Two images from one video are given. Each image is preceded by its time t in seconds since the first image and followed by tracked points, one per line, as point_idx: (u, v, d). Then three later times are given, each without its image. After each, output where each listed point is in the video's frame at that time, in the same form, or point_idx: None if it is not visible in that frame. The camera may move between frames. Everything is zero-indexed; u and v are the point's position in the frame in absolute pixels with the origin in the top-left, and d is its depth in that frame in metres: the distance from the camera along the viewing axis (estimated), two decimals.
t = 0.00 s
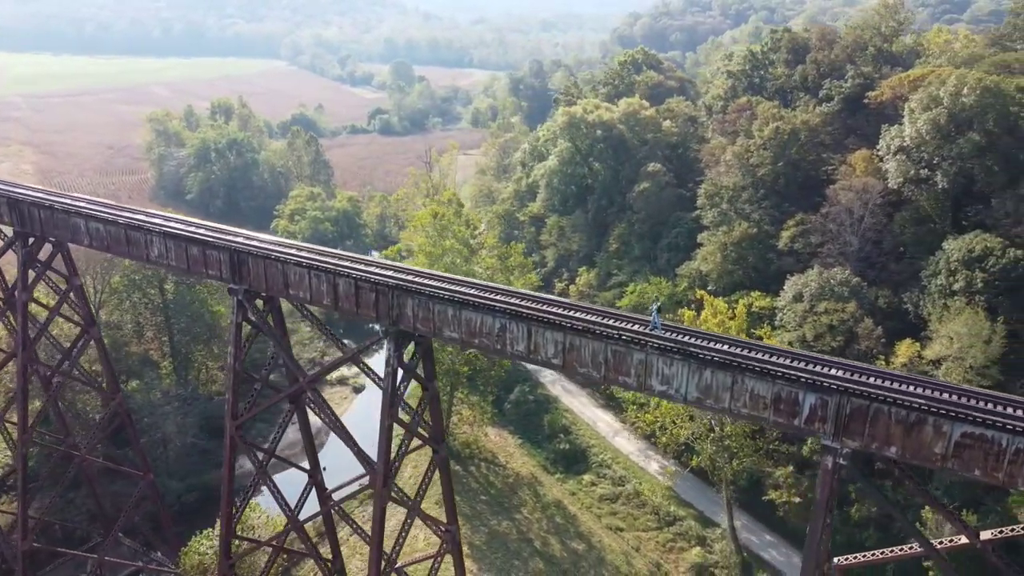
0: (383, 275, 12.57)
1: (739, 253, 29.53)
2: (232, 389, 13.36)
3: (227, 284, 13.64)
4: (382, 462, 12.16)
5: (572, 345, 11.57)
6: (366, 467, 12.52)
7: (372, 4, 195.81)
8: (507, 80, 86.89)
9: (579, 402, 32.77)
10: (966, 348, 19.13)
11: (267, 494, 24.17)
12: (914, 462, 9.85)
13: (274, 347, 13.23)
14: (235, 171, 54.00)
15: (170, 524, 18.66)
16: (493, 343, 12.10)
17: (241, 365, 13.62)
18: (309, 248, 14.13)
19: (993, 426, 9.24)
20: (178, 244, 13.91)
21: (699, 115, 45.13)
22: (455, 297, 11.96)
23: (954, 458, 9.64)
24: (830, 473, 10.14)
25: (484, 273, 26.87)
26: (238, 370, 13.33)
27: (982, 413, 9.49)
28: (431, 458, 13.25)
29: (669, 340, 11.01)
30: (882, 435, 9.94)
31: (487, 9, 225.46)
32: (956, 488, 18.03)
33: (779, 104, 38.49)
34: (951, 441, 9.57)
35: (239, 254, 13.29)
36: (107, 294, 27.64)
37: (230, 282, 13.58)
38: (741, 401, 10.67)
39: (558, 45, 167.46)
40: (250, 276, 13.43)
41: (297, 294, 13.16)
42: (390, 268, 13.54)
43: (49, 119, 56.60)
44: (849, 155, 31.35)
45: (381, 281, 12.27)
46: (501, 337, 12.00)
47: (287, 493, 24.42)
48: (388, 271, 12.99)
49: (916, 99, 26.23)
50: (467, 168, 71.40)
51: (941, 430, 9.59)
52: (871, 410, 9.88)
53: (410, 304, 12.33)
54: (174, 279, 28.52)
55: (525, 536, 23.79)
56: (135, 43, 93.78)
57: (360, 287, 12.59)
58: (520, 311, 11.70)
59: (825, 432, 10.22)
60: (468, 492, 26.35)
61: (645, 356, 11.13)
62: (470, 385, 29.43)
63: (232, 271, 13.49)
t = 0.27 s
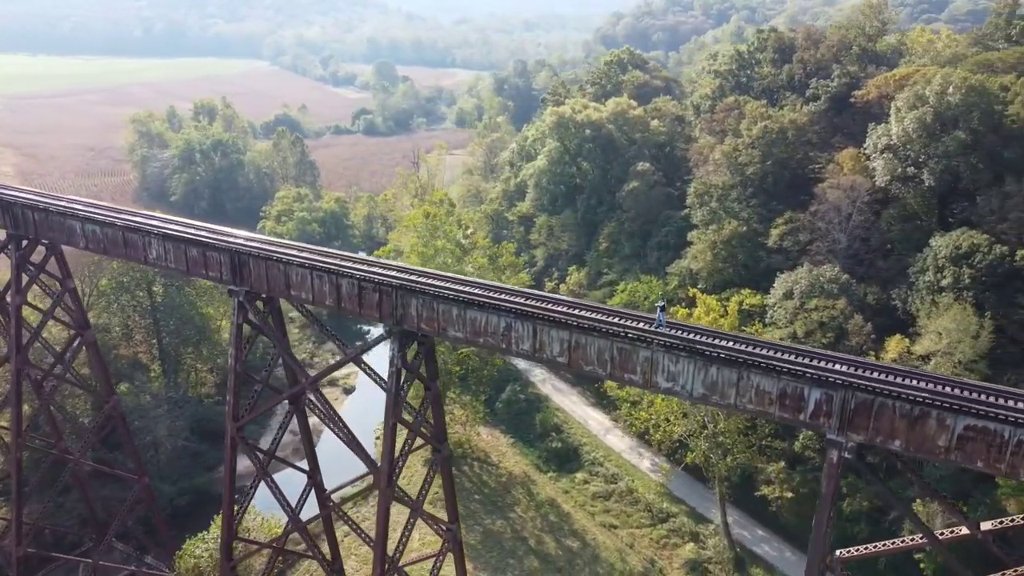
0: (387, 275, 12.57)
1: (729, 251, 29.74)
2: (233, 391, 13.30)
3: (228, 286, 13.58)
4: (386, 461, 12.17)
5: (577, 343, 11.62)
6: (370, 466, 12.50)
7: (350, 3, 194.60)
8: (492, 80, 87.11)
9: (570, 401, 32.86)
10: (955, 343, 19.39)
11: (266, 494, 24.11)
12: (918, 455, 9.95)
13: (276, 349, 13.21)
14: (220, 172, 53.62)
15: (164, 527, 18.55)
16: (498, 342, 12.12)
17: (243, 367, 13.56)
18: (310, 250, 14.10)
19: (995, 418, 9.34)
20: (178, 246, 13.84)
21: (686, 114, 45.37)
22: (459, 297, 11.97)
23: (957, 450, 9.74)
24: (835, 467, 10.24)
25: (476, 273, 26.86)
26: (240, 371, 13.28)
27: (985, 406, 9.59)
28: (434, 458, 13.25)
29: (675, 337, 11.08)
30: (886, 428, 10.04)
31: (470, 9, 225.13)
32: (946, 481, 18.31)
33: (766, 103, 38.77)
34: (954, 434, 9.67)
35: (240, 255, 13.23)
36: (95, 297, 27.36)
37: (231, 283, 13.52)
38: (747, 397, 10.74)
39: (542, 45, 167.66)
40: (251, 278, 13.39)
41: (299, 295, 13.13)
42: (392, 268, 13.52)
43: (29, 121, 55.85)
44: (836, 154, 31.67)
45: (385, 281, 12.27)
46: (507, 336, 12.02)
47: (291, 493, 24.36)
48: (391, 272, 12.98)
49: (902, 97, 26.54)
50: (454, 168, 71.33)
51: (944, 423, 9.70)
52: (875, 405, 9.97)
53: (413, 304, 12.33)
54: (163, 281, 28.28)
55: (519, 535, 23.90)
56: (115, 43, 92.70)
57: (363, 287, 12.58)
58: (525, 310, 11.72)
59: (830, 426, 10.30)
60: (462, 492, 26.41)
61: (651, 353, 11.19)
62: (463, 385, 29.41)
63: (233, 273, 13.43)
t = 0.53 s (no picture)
0: (387, 276, 12.54)
1: (716, 250, 29.99)
2: (230, 392, 13.19)
3: (224, 288, 13.49)
4: (388, 462, 12.15)
5: (580, 341, 11.67)
6: (370, 467, 12.48)
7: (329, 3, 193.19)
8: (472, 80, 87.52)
9: (558, 399, 32.95)
10: (940, 338, 19.70)
11: (263, 496, 24.03)
12: (918, 448, 10.11)
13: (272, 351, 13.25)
14: (201, 173, 53.07)
15: (154, 532, 18.38)
16: (500, 341, 12.16)
17: (240, 369, 13.47)
18: (307, 251, 14.04)
19: (994, 411, 9.51)
20: (173, 248, 13.74)
21: (670, 113, 45.63)
22: (460, 296, 11.97)
23: (955, 442, 9.91)
24: (836, 460, 10.38)
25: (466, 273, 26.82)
26: (238, 374, 13.20)
27: (984, 399, 9.75)
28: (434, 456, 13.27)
29: (677, 334, 11.14)
30: (886, 422, 10.19)
31: (451, 8, 224.60)
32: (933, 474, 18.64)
33: (751, 102, 39.09)
34: (953, 426, 9.83)
35: (237, 257, 13.14)
36: (79, 300, 26.98)
37: (228, 285, 13.44)
38: (749, 394, 10.83)
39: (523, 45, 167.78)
40: (248, 279, 13.31)
41: (298, 296, 13.07)
42: (392, 268, 13.49)
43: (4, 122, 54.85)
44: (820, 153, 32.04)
45: (385, 282, 12.24)
46: (509, 335, 12.07)
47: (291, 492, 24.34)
48: (390, 272, 12.96)
49: (885, 97, 26.95)
50: (438, 168, 71.24)
51: (944, 416, 9.85)
52: (876, 398, 10.11)
53: (414, 304, 12.31)
54: (148, 284, 27.95)
55: (511, 534, 23.95)
56: (89, 43, 91.29)
57: (363, 288, 12.55)
58: (528, 309, 11.74)
59: (832, 421, 10.42)
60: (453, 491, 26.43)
61: (653, 351, 11.25)
62: (452, 385, 29.37)
63: (231, 274, 13.36)
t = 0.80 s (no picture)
0: (387, 277, 12.53)
1: (704, 248, 30.22)
2: (229, 394, 13.12)
3: (222, 290, 13.44)
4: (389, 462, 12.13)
5: (582, 340, 11.73)
6: (371, 467, 12.45)
7: (310, 2, 192.10)
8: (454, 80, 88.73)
9: (548, 398, 33.04)
10: (928, 333, 20.00)
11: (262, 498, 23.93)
12: (917, 442, 10.23)
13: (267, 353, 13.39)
14: (184, 174, 52.48)
15: (146, 536, 18.21)
16: (501, 341, 12.19)
17: (238, 371, 13.40)
18: (305, 252, 14.00)
19: (992, 404, 9.65)
20: (170, 250, 13.67)
21: (656, 113, 45.90)
22: (462, 297, 11.99)
23: (954, 436, 10.05)
24: (837, 455, 10.49)
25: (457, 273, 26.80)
26: (237, 376, 13.15)
27: (982, 393, 9.89)
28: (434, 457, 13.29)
29: (679, 332, 11.22)
30: (886, 416, 10.30)
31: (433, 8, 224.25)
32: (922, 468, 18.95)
33: (737, 101, 39.42)
34: (952, 420, 9.96)
35: (235, 259, 13.10)
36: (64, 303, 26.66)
37: (226, 287, 13.38)
38: (751, 391, 10.90)
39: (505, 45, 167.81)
40: (246, 281, 13.26)
41: (297, 298, 13.04)
42: (392, 269, 13.49)
43: None
44: (805, 152, 32.40)
45: (386, 283, 12.24)
46: (511, 335, 12.09)
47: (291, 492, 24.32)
48: (390, 273, 12.95)
49: (870, 96, 27.33)
50: (424, 168, 71.13)
51: (942, 410, 9.98)
52: (876, 393, 10.22)
53: (415, 305, 12.30)
54: (135, 287, 27.70)
55: (504, 533, 24.00)
56: (66, 43, 89.99)
57: (363, 289, 12.54)
58: (529, 309, 11.78)
59: (832, 416, 10.53)
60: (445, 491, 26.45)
61: (655, 349, 11.32)
62: (443, 386, 29.37)
63: (229, 276, 13.30)
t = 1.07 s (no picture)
0: (387, 278, 12.51)
1: (690, 246, 30.47)
2: (227, 397, 13.03)
3: (219, 292, 13.37)
4: (390, 462, 12.11)
5: (584, 339, 11.75)
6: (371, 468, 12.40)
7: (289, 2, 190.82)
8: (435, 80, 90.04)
9: (537, 397, 33.11)
10: (913, 328, 20.33)
11: (259, 504, 23.71)
12: (917, 435, 10.29)
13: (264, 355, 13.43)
14: (165, 175, 51.33)
15: (136, 541, 18.02)
16: (502, 340, 12.17)
17: (236, 374, 13.32)
18: (303, 254, 13.95)
19: (989, 397, 9.71)
20: (166, 253, 13.57)
21: (640, 112, 46.17)
22: (463, 297, 11.97)
23: (952, 429, 10.11)
24: (837, 449, 10.56)
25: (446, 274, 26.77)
26: (234, 379, 13.07)
27: (979, 386, 9.95)
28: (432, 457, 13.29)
29: (680, 330, 11.26)
30: (886, 411, 10.36)
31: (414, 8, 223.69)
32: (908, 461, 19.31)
33: (720, 101, 39.76)
34: (950, 414, 10.03)
35: (232, 261, 13.04)
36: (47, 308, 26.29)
37: (223, 290, 13.30)
38: (752, 387, 10.97)
39: (485, 45, 167.54)
40: (244, 283, 13.18)
41: (295, 299, 12.99)
42: (392, 270, 13.44)
43: None
44: (789, 150, 32.75)
45: (386, 284, 12.21)
46: (512, 335, 12.08)
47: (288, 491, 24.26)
48: (390, 274, 12.92)
49: (852, 95, 27.73)
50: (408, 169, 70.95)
51: (941, 404, 10.05)
52: (876, 388, 10.27)
53: (416, 306, 12.29)
54: (119, 290, 27.38)
55: (496, 532, 24.04)
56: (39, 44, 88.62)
57: (362, 290, 12.49)
58: (531, 308, 11.78)
59: (833, 411, 10.59)
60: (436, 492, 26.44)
61: (657, 347, 11.37)
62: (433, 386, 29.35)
63: (226, 279, 13.22)
